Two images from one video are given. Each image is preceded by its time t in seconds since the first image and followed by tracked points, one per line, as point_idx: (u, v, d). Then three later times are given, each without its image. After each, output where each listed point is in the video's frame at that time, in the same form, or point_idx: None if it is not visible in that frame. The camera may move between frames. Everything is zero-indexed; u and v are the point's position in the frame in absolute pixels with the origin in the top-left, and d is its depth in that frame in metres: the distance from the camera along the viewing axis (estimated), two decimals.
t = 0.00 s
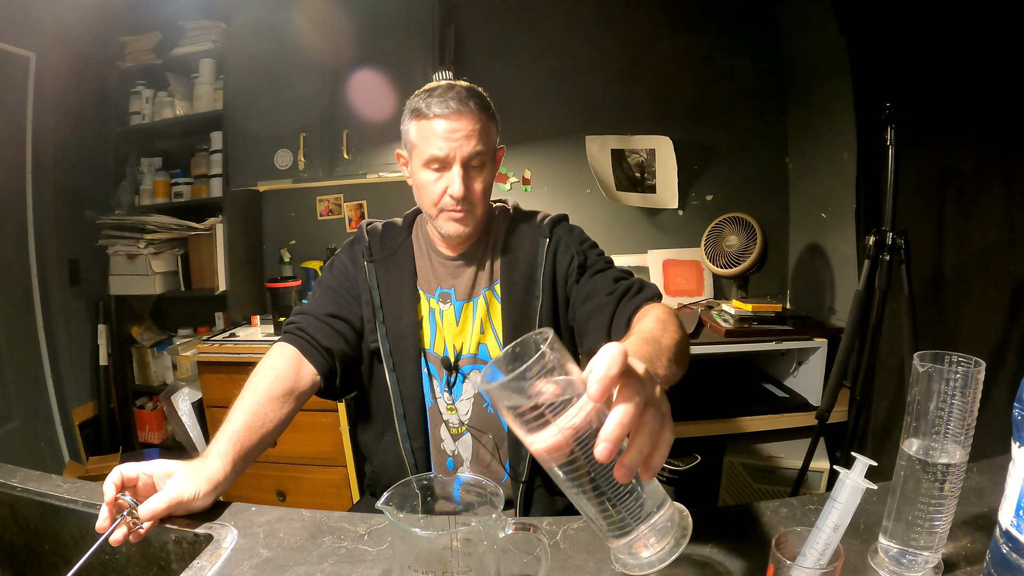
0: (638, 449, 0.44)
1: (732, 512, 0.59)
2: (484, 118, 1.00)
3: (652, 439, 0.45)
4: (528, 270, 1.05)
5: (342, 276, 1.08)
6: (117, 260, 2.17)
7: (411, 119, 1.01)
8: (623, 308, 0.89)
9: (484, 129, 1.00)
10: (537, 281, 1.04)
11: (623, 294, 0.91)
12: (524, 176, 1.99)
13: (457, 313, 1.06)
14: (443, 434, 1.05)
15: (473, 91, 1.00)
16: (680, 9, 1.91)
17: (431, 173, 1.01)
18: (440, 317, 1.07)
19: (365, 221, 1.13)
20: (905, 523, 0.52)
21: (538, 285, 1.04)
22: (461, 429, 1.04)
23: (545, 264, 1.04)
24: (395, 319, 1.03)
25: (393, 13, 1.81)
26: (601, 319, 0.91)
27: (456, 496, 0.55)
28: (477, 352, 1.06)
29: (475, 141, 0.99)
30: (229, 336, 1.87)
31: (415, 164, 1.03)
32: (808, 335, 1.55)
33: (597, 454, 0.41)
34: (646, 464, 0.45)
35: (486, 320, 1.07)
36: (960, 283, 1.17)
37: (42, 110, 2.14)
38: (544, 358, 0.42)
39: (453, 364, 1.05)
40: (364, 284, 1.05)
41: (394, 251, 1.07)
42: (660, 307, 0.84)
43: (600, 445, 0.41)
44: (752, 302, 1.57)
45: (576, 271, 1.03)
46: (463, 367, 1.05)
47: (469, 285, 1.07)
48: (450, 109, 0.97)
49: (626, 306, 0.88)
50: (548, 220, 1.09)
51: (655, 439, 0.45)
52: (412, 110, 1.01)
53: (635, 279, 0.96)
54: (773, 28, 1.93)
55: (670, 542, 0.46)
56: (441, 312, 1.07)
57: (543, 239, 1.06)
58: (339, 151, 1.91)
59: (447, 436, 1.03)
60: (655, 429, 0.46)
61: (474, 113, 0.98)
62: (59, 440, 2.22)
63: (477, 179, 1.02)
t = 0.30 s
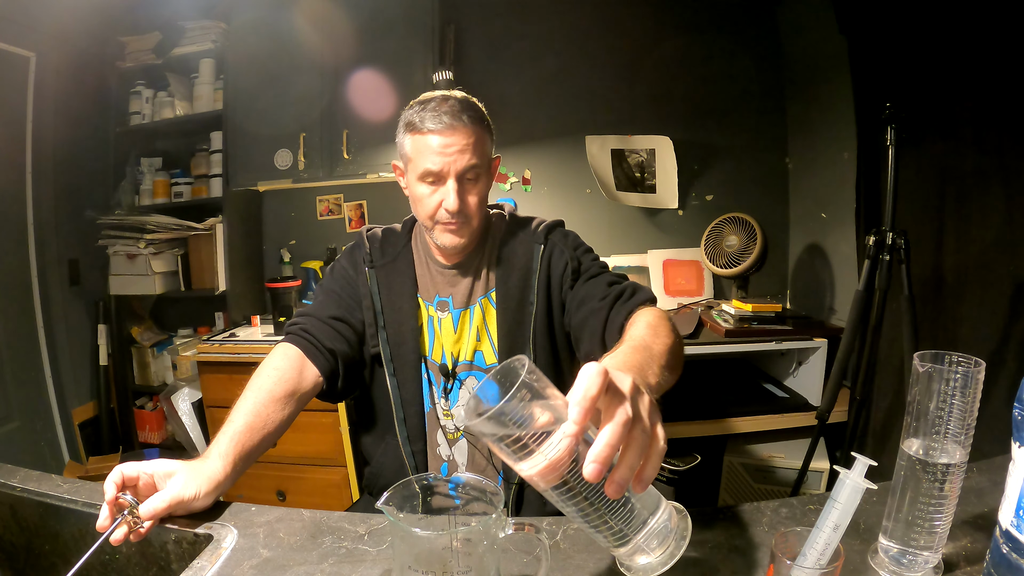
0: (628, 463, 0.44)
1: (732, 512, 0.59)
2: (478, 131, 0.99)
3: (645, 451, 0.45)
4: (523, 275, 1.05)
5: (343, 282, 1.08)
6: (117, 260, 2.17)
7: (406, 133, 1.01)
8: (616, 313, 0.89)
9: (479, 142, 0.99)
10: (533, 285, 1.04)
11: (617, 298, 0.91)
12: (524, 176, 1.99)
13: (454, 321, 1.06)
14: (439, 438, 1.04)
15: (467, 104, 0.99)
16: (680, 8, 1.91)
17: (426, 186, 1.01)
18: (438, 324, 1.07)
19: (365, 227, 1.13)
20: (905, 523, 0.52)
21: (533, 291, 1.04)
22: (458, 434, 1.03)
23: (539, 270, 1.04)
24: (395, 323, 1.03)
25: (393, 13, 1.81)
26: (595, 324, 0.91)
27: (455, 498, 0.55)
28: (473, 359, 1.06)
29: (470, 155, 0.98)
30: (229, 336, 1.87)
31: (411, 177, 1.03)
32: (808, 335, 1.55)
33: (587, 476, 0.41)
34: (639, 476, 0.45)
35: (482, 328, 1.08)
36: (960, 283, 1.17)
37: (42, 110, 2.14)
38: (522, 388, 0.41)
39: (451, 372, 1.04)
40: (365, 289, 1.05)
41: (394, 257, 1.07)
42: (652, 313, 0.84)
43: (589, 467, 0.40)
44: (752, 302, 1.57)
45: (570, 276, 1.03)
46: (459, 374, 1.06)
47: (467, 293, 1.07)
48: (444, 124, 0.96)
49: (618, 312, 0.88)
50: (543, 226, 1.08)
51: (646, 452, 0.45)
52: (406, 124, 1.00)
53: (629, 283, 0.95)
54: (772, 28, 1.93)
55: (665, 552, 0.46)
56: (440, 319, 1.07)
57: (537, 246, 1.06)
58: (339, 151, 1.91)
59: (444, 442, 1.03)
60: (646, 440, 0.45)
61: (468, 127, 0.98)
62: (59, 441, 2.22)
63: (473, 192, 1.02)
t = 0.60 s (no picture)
0: (629, 468, 0.43)
1: (733, 512, 0.59)
2: (474, 138, 0.99)
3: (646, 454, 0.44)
4: (520, 274, 1.04)
5: (342, 285, 1.08)
6: (117, 260, 2.17)
7: (402, 142, 1.01)
8: (610, 309, 0.90)
9: (475, 149, 0.99)
10: (530, 284, 1.05)
11: (610, 294, 0.92)
12: (524, 176, 1.99)
13: (455, 321, 1.06)
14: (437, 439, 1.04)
15: (462, 111, 0.99)
16: (680, 8, 1.91)
17: (423, 194, 1.01)
18: (438, 325, 1.07)
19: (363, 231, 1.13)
20: (905, 523, 0.52)
21: (530, 290, 1.04)
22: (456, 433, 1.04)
23: (536, 268, 1.04)
24: (394, 324, 1.03)
25: (394, 13, 1.81)
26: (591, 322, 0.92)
27: (455, 498, 0.54)
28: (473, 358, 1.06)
29: (466, 162, 0.98)
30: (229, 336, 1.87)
31: (409, 185, 1.03)
32: (808, 335, 1.55)
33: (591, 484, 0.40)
34: (643, 480, 0.44)
35: (481, 327, 1.08)
36: (960, 283, 1.17)
37: (42, 110, 2.14)
38: (517, 404, 0.42)
39: (451, 371, 1.05)
40: (365, 292, 1.05)
41: (393, 260, 1.07)
42: (646, 311, 0.85)
43: (590, 476, 0.40)
44: (752, 302, 1.57)
45: (565, 273, 1.03)
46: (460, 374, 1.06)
47: (466, 293, 1.07)
48: (440, 133, 0.96)
49: (611, 309, 0.89)
50: (539, 225, 1.09)
51: (647, 455, 0.44)
52: (403, 132, 1.00)
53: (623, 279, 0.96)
54: (772, 28, 1.93)
55: (670, 551, 0.47)
56: (440, 320, 1.07)
57: (534, 245, 1.06)
58: (339, 151, 1.91)
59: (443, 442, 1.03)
60: (646, 443, 0.45)
61: (464, 134, 0.98)
62: (59, 441, 2.22)
63: (470, 197, 1.02)
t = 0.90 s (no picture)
0: (632, 457, 0.43)
1: (733, 513, 0.59)
2: (470, 139, 0.99)
3: (648, 441, 0.44)
4: (517, 274, 1.05)
5: (342, 287, 1.08)
6: (117, 260, 2.17)
7: (399, 143, 1.01)
8: (604, 304, 0.90)
9: (471, 149, 0.99)
10: (526, 282, 1.05)
11: (605, 290, 0.92)
12: (524, 176, 1.99)
13: (454, 321, 1.06)
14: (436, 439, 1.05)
15: (459, 112, 0.99)
16: (680, 9, 1.91)
17: (420, 194, 1.01)
18: (437, 325, 1.07)
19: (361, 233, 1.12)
20: (905, 523, 0.52)
21: (527, 288, 1.04)
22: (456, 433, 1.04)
23: (533, 267, 1.05)
24: (393, 325, 1.03)
25: (394, 13, 1.81)
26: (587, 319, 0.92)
27: (455, 498, 0.54)
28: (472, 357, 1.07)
29: (462, 162, 0.98)
30: (229, 336, 1.87)
31: (406, 185, 1.03)
32: (808, 335, 1.55)
33: (594, 477, 0.40)
34: (647, 467, 0.45)
35: (479, 327, 1.08)
36: (960, 283, 1.17)
37: (42, 109, 2.14)
38: (506, 417, 0.43)
39: (451, 371, 1.05)
40: (364, 295, 1.05)
41: (391, 261, 1.07)
42: (642, 305, 0.85)
43: (592, 468, 0.40)
44: (752, 302, 1.57)
45: (561, 271, 1.03)
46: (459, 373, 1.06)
47: (464, 292, 1.07)
48: (436, 134, 0.96)
49: (605, 304, 0.89)
50: (535, 225, 1.09)
51: (649, 442, 0.44)
52: (400, 134, 1.00)
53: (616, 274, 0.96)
54: (772, 28, 1.93)
55: (685, 535, 0.48)
56: (439, 321, 1.07)
57: (530, 244, 1.07)
58: (339, 151, 1.91)
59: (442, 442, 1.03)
60: (646, 431, 0.44)
61: (460, 135, 0.98)
62: (59, 441, 2.22)
63: (467, 196, 1.02)
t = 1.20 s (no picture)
0: (634, 459, 0.43)
1: (733, 513, 0.59)
2: (466, 140, 0.99)
3: (650, 442, 0.44)
4: (515, 274, 1.05)
5: (341, 289, 1.07)
6: (118, 260, 2.17)
7: (395, 145, 1.01)
8: (603, 303, 0.90)
9: (467, 150, 0.99)
10: (525, 282, 1.05)
11: (603, 289, 0.92)
12: (524, 176, 1.99)
13: (453, 321, 1.06)
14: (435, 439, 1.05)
15: (455, 113, 0.99)
16: (680, 9, 1.91)
17: (417, 195, 1.01)
18: (436, 326, 1.07)
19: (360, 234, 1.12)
20: (905, 523, 0.52)
21: (525, 288, 1.04)
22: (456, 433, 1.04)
23: (531, 267, 1.05)
24: (392, 325, 1.03)
25: (394, 13, 1.81)
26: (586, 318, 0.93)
27: (455, 500, 0.54)
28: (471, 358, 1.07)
29: (458, 163, 0.98)
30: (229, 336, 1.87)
31: (403, 187, 1.03)
32: (808, 335, 1.55)
33: (596, 483, 0.40)
34: (649, 468, 0.45)
35: (478, 327, 1.08)
36: (960, 283, 1.17)
37: (42, 109, 2.14)
38: (506, 427, 0.43)
39: (450, 371, 1.05)
40: (364, 297, 1.05)
41: (390, 262, 1.07)
42: (640, 305, 0.85)
43: (594, 474, 0.40)
44: (752, 302, 1.57)
45: (559, 270, 1.03)
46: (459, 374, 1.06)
47: (463, 293, 1.08)
48: (433, 135, 0.96)
49: (604, 303, 0.90)
50: (533, 225, 1.09)
51: (651, 443, 0.44)
52: (396, 135, 1.00)
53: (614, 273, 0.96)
54: (772, 28, 1.93)
55: (693, 531, 0.49)
56: (438, 321, 1.07)
57: (528, 244, 1.07)
58: (339, 151, 1.91)
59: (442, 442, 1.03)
60: (647, 433, 0.44)
61: (457, 136, 0.98)
62: (59, 440, 2.22)
63: (464, 196, 1.02)
